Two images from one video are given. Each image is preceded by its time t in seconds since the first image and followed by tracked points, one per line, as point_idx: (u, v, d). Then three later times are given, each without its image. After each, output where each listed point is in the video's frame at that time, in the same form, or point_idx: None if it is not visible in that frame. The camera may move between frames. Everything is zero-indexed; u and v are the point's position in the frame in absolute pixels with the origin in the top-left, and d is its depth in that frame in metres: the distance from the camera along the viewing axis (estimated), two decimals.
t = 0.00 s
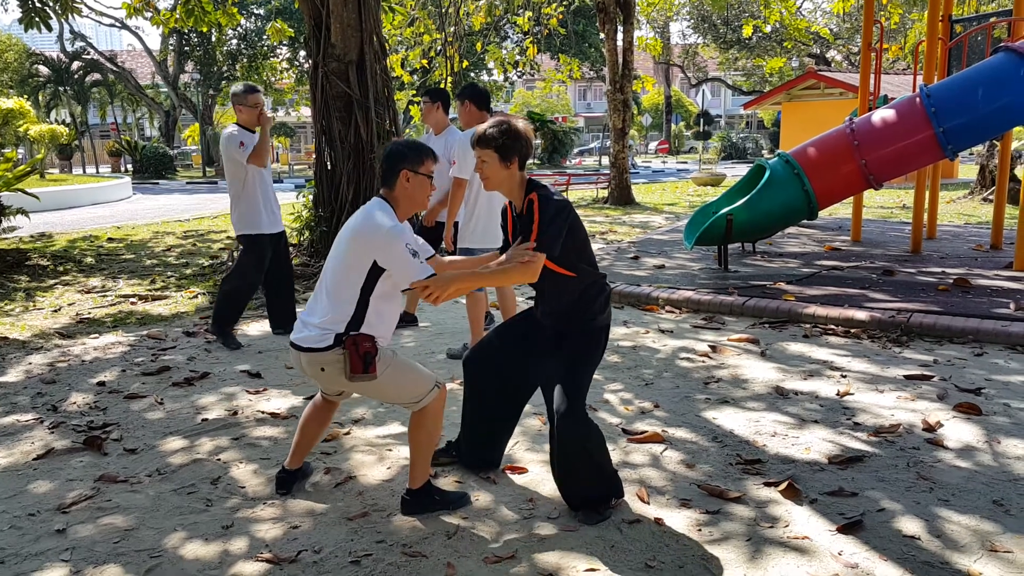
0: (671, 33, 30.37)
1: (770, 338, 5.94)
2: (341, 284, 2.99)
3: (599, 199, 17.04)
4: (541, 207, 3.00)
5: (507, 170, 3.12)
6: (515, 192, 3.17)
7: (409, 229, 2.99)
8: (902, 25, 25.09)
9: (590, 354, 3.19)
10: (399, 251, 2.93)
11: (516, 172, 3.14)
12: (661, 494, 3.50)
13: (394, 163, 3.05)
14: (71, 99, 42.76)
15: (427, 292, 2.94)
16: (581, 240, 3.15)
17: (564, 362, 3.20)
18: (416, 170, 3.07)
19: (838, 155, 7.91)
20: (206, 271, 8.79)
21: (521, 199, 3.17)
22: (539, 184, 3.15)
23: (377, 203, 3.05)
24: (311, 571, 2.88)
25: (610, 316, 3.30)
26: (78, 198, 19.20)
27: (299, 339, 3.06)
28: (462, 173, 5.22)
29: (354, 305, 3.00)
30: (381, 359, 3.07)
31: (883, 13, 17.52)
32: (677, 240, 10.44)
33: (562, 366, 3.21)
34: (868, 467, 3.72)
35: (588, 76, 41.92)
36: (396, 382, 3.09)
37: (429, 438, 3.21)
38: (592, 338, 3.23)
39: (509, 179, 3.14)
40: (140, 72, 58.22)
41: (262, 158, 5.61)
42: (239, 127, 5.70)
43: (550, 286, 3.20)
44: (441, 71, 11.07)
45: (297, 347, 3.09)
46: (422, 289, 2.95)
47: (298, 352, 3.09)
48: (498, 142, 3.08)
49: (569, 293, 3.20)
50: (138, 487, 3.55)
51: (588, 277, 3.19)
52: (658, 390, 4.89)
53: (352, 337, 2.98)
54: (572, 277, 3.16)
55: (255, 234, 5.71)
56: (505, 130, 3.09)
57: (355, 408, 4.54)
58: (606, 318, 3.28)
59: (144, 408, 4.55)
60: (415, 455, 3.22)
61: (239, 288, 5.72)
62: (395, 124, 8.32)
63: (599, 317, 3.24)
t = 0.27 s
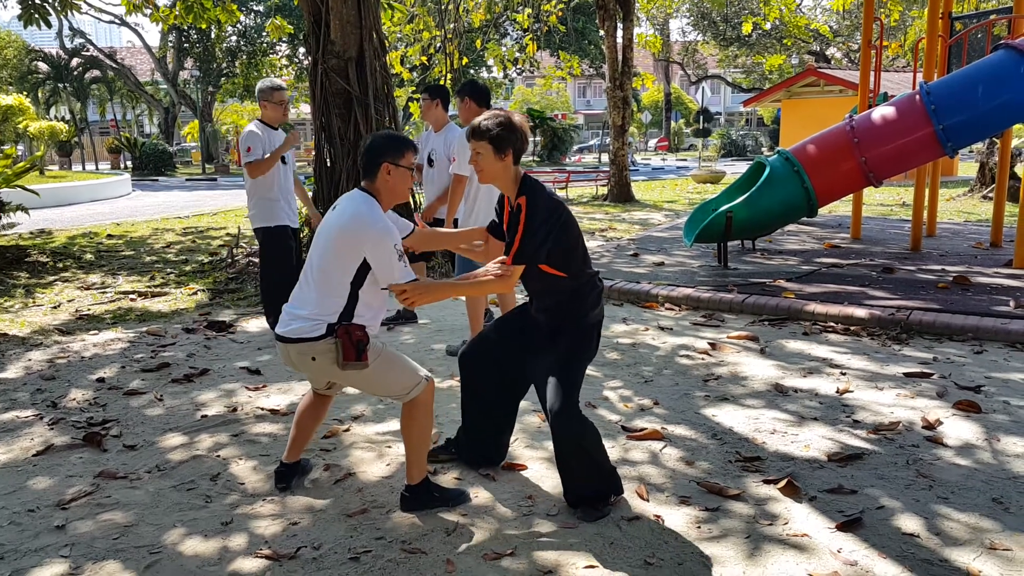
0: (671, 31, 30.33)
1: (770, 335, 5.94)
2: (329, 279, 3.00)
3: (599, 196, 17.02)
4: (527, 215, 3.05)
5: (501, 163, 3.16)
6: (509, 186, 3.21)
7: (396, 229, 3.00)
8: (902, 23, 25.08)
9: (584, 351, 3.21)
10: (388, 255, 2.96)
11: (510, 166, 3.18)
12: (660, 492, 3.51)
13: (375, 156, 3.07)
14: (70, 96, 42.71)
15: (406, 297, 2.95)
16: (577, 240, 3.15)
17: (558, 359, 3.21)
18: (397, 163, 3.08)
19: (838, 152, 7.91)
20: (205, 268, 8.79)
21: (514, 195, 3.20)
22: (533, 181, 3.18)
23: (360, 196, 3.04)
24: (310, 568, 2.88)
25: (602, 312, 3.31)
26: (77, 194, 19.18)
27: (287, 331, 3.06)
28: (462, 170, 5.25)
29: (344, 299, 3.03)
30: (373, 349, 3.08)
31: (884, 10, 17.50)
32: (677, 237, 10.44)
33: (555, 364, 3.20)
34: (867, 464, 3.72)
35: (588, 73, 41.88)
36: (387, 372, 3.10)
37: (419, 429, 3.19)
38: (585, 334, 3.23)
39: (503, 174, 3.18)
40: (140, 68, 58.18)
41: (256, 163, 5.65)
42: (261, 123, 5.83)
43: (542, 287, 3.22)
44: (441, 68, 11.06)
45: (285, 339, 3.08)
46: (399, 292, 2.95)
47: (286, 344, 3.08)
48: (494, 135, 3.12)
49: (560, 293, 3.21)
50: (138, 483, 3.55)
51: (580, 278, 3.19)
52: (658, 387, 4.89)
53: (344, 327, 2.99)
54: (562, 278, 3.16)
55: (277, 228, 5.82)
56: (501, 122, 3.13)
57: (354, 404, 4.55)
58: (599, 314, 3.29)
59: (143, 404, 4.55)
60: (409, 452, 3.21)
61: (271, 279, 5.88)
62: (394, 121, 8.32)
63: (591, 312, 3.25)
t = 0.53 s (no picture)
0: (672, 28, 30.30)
1: (770, 332, 5.94)
2: (314, 262, 2.98)
3: (599, 193, 17.02)
4: (504, 209, 2.96)
5: (482, 153, 3.08)
6: (488, 177, 3.11)
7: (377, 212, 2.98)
8: (902, 20, 25.06)
9: (563, 346, 3.14)
10: (367, 234, 2.93)
11: (492, 157, 3.09)
12: (660, 488, 3.51)
13: (351, 136, 3.04)
14: (70, 92, 42.68)
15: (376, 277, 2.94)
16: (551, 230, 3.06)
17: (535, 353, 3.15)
18: (373, 144, 3.06)
19: (838, 150, 7.90)
20: (205, 265, 8.79)
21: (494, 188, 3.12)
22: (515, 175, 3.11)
23: (338, 177, 3.04)
24: (310, 564, 2.88)
25: (580, 302, 3.21)
26: (77, 191, 19.17)
27: (275, 313, 3.05)
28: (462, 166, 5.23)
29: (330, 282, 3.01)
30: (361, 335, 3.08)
31: (884, 7, 17.49)
32: (677, 234, 10.44)
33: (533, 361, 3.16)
34: (867, 462, 3.72)
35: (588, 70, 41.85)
36: (374, 360, 3.09)
37: (407, 424, 3.20)
38: (563, 328, 3.14)
39: (485, 164, 3.09)
40: (139, 64, 58.15)
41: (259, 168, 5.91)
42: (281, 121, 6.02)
43: (517, 281, 3.13)
44: (441, 65, 11.04)
45: (273, 322, 3.08)
46: (372, 273, 2.95)
47: (274, 326, 3.07)
48: (479, 125, 3.06)
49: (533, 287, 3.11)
50: (138, 479, 3.55)
51: (556, 270, 3.09)
52: (658, 384, 4.90)
53: (332, 309, 2.99)
54: (535, 270, 3.06)
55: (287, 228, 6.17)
56: (487, 114, 3.07)
57: (354, 401, 4.55)
58: (577, 304, 3.19)
59: (142, 401, 4.55)
60: (402, 448, 3.21)
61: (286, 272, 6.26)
62: (394, 118, 8.31)
63: (568, 304, 3.14)
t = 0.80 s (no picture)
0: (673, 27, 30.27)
1: (771, 332, 5.94)
2: (312, 248, 3.00)
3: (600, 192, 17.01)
4: (481, 205, 2.92)
5: (452, 150, 3.02)
6: (460, 174, 3.07)
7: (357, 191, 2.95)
8: (903, 19, 25.05)
9: (544, 343, 3.15)
10: (344, 213, 2.90)
11: (464, 154, 3.04)
12: (661, 488, 3.51)
13: (338, 118, 3.03)
14: (71, 91, 42.67)
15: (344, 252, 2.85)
16: (523, 227, 3.02)
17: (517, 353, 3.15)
18: (361, 125, 3.06)
19: (839, 149, 7.90)
20: (206, 264, 8.79)
21: (468, 184, 3.06)
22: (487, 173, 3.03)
23: (328, 162, 3.02)
24: (311, 563, 2.88)
25: (555, 293, 3.20)
26: (78, 190, 19.17)
27: (276, 303, 3.07)
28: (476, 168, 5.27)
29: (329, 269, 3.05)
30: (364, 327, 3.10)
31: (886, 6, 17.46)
32: (678, 233, 10.44)
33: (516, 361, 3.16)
34: (868, 461, 3.72)
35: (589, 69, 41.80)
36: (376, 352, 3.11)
37: (405, 422, 3.18)
38: (541, 324, 3.14)
39: (458, 162, 3.04)
40: (140, 63, 58.13)
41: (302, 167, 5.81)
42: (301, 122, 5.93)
43: (492, 280, 3.10)
44: (442, 64, 11.03)
45: (274, 312, 3.09)
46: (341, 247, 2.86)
47: (276, 316, 3.09)
48: (451, 123, 3.00)
49: (507, 284, 3.08)
50: (139, 478, 3.55)
51: (528, 266, 3.06)
52: (659, 383, 4.90)
53: (335, 300, 3.02)
54: (509, 267, 3.02)
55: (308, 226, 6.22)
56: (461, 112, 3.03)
57: (355, 400, 4.55)
58: (552, 296, 3.18)
59: (144, 400, 4.55)
60: (399, 447, 3.20)
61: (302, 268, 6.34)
62: (395, 117, 8.31)
63: (544, 300, 3.14)
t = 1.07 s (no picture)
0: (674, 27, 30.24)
1: (773, 331, 5.93)
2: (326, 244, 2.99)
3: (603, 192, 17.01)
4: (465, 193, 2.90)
5: (434, 147, 2.98)
6: (442, 171, 3.03)
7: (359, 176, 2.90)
8: (905, 18, 25.03)
9: (532, 341, 3.14)
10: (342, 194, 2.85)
11: (446, 152, 3.00)
12: (664, 488, 3.51)
13: (358, 116, 3.05)
14: (74, 92, 42.74)
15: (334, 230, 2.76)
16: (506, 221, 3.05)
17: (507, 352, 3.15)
18: (383, 123, 3.07)
19: (841, 148, 7.88)
20: (209, 264, 8.80)
21: (450, 182, 3.04)
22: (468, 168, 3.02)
23: (347, 158, 3.02)
24: (314, 563, 2.89)
25: (540, 292, 3.22)
26: (81, 191, 19.20)
27: (294, 302, 3.07)
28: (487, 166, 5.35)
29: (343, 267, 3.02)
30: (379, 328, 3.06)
31: (888, 5, 17.44)
32: (680, 233, 10.43)
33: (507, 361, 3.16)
34: (871, 461, 3.71)
35: (591, 69, 41.78)
36: (388, 355, 3.07)
37: (417, 425, 3.18)
38: (529, 321, 3.14)
39: (437, 158, 3.00)
40: (142, 65, 58.19)
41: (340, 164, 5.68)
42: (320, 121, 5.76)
43: (479, 277, 3.12)
44: (444, 64, 11.03)
45: (292, 310, 3.09)
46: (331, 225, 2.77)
47: (294, 315, 3.09)
48: (432, 121, 2.95)
49: (489, 278, 3.11)
50: (142, 479, 3.56)
51: (513, 261, 3.09)
52: (661, 383, 4.89)
53: (350, 302, 2.99)
54: (490, 259, 3.05)
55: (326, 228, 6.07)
56: (443, 108, 2.96)
57: (358, 400, 4.56)
58: (537, 296, 3.19)
59: (147, 400, 4.55)
60: (409, 446, 3.20)
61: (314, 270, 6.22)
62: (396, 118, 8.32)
63: (529, 297, 3.15)
